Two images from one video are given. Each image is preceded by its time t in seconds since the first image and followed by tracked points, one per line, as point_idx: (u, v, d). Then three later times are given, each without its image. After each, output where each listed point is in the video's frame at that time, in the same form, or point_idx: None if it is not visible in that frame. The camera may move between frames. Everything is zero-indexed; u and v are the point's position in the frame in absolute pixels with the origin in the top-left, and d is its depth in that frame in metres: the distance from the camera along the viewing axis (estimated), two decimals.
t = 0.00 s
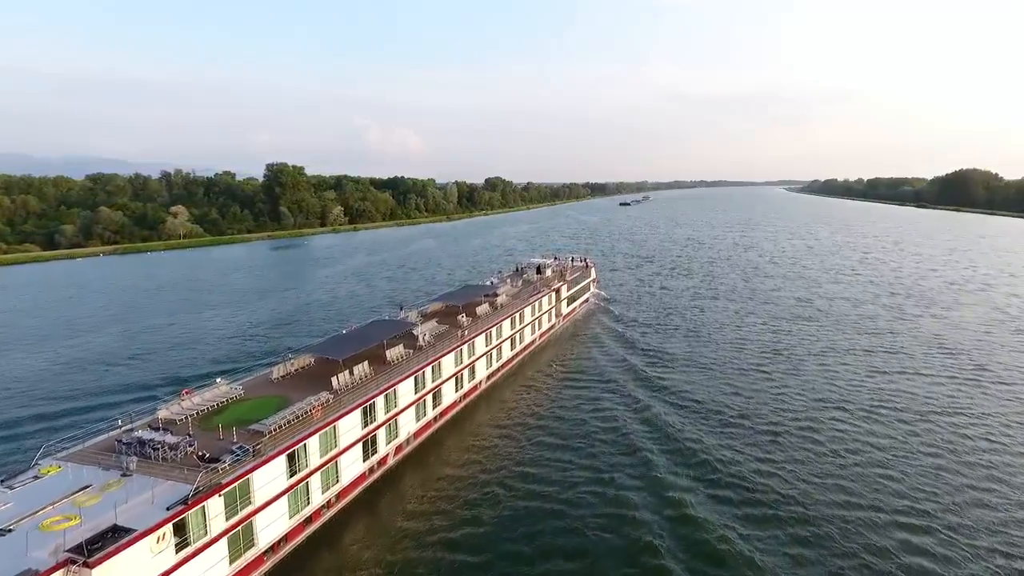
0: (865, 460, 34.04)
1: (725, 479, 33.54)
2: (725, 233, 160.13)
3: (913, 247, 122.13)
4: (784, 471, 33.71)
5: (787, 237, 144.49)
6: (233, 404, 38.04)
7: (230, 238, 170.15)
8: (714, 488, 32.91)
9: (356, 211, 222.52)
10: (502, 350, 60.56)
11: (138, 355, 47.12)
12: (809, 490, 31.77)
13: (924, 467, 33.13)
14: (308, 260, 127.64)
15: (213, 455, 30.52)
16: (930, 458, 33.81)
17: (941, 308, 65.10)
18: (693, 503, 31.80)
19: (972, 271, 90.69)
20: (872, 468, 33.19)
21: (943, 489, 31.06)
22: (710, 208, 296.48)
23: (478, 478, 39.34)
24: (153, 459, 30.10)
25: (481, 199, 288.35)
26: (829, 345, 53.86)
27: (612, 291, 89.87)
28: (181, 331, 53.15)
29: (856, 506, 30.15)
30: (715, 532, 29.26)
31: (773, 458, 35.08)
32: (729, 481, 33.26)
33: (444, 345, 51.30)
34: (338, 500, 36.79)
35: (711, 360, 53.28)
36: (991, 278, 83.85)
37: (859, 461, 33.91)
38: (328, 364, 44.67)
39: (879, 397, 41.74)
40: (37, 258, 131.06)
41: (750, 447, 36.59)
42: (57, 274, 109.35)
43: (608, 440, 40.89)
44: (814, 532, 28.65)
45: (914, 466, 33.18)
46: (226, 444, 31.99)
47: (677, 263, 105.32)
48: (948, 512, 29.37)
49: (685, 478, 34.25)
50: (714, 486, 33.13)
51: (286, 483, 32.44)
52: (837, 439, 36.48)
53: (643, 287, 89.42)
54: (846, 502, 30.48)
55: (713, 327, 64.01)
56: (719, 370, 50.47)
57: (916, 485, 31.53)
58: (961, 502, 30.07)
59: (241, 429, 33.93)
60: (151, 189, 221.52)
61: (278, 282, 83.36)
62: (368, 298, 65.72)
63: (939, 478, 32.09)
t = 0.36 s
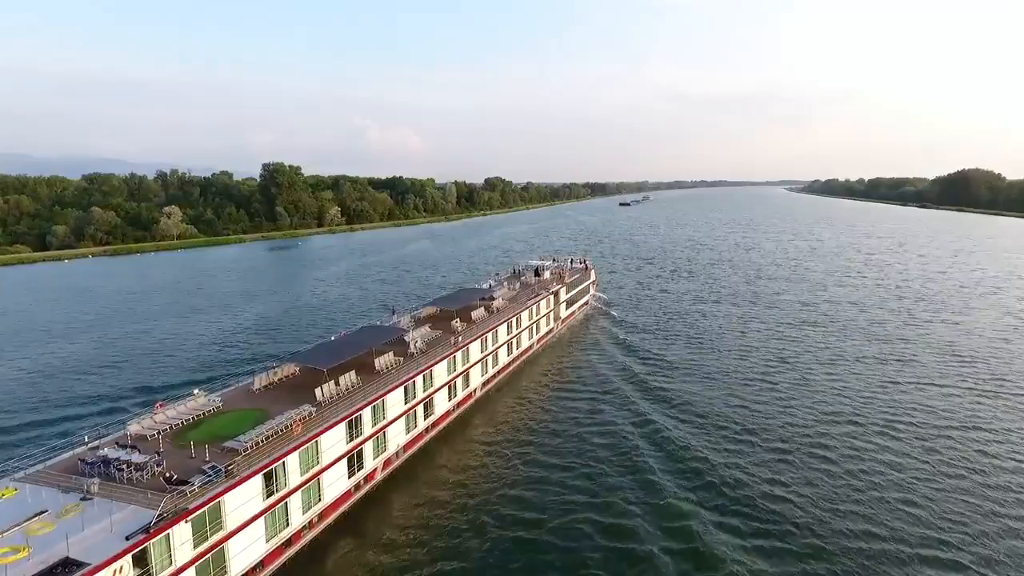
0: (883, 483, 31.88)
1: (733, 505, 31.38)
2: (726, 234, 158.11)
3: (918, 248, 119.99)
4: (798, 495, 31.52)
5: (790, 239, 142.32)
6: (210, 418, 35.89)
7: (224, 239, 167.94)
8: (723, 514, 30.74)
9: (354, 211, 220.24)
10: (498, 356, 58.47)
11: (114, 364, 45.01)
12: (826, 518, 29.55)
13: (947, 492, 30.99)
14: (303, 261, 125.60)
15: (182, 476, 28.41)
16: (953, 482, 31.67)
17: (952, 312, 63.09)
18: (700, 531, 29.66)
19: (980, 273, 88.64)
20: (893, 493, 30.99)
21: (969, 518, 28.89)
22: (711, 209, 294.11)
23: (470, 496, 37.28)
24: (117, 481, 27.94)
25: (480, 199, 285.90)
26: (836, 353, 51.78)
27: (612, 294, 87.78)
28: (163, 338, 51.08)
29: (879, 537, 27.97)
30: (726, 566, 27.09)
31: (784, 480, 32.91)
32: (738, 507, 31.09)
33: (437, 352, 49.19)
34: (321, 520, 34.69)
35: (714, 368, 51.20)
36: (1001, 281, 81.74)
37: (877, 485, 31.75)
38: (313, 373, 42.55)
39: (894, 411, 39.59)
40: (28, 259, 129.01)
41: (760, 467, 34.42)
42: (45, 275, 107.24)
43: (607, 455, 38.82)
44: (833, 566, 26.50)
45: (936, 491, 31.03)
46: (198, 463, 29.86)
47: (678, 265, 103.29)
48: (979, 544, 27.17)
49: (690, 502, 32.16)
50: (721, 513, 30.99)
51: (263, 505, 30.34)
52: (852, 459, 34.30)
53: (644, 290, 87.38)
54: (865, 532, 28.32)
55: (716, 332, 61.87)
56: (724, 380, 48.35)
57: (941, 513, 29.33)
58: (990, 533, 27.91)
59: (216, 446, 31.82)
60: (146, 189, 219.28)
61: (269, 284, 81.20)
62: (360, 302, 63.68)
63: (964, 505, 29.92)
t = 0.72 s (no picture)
0: (903, 511, 29.73)
1: (741, 536, 29.21)
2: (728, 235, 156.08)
3: (925, 250, 117.63)
4: (813, 524, 29.35)
5: (793, 240, 139.97)
6: (183, 434, 33.73)
7: (219, 240, 165.74)
8: (732, 546, 28.57)
9: (351, 212, 217.87)
10: (493, 363, 56.36)
11: (88, 374, 43.01)
12: (844, 551, 27.40)
13: (973, 521, 28.83)
14: (298, 262, 123.63)
15: (145, 502, 26.20)
16: (980, 509, 29.54)
17: (964, 318, 60.93)
18: (708, 565, 27.50)
19: (990, 276, 86.46)
20: (916, 522, 28.83)
21: (998, 552, 26.76)
22: (711, 210, 291.57)
23: (460, 517, 35.19)
24: (75, 506, 25.76)
25: (479, 199, 283.36)
26: (846, 360, 49.70)
27: (611, 297, 85.64)
28: (142, 345, 48.98)
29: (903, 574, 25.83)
30: None
31: (796, 506, 30.71)
32: (748, 538, 28.94)
33: (429, 360, 47.06)
34: (301, 542, 32.58)
35: (718, 378, 49.07)
36: (1012, 284, 79.43)
37: (899, 513, 29.59)
38: (296, 384, 40.37)
39: (911, 427, 37.45)
40: (17, 261, 126.98)
41: (771, 491, 32.23)
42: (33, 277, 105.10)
43: (606, 475, 36.68)
44: None
45: (962, 520, 28.86)
46: (165, 486, 27.72)
47: (679, 266, 101.20)
48: None
49: (695, 531, 30.00)
50: (729, 545, 28.84)
51: (236, 530, 28.17)
52: (868, 482, 32.13)
53: (645, 293, 85.26)
54: (887, 568, 26.18)
55: (719, 338, 59.73)
56: (729, 390, 46.14)
57: (970, 546, 27.16)
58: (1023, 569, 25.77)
59: (186, 465, 29.63)
60: (142, 190, 216.99)
61: (258, 286, 79.05)
62: (350, 306, 61.58)
63: (993, 536, 27.79)
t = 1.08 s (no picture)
0: (928, 543, 27.62)
1: (752, 569, 27.12)
2: (730, 236, 153.84)
3: (930, 251, 115.38)
4: (832, 558, 27.19)
5: (795, 241, 137.75)
6: (152, 452, 31.58)
7: (213, 240, 163.67)
8: None
9: (349, 212, 215.73)
10: (488, 370, 54.25)
11: (59, 385, 41.09)
12: None
13: (1006, 555, 26.66)
14: (292, 264, 121.56)
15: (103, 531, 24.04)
16: (1012, 542, 27.37)
17: (976, 324, 58.71)
18: None
19: (1000, 279, 84.22)
20: (945, 558, 26.63)
21: None
22: (711, 210, 289.40)
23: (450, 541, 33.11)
24: (25, 536, 23.64)
25: (478, 199, 281.08)
26: (857, 369, 47.47)
27: (611, 300, 83.51)
28: (119, 354, 46.93)
29: None
30: None
31: (812, 535, 28.56)
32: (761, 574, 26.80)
33: (419, 369, 44.87)
34: (279, 568, 30.47)
35: (723, 387, 46.87)
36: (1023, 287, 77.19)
37: (925, 546, 27.42)
38: (278, 396, 38.21)
39: (931, 446, 35.27)
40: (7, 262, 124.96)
41: (785, 519, 30.03)
42: (21, 278, 103.06)
43: (604, 498, 34.54)
44: None
45: (993, 555, 26.71)
46: (125, 512, 25.59)
47: (680, 268, 99.10)
48: None
49: (699, 565, 27.85)
50: None
51: (205, 559, 26.04)
52: (888, 508, 29.97)
53: (645, 295, 83.11)
54: None
55: (722, 344, 57.60)
56: (735, 400, 43.91)
57: None
58: None
59: (152, 488, 27.48)
60: (137, 190, 214.85)
61: (248, 289, 77.00)
62: (340, 311, 59.42)
63: None
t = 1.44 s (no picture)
0: None
1: None
2: (731, 236, 151.74)
3: (937, 253, 113.07)
4: None
5: (798, 242, 135.56)
6: (117, 472, 29.47)
7: (208, 242, 161.67)
8: None
9: (346, 213, 213.58)
10: (482, 378, 52.06)
11: (26, 397, 39.07)
12: None
13: None
14: (286, 266, 119.51)
15: (49, 566, 21.83)
16: None
17: (989, 330, 56.49)
18: None
19: (1010, 281, 82.01)
20: None
21: None
22: (712, 211, 287.06)
23: (436, 564, 30.84)
24: None
25: (477, 199, 278.99)
26: (869, 379, 45.27)
27: (611, 302, 81.36)
28: (93, 364, 44.84)
29: None
30: None
31: (832, 567, 26.34)
32: None
33: (409, 378, 42.71)
34: None
35: (728, 396, 44.67)
36: None
37: None
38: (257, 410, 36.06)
39: (955, 468, 33.00)
40: None
41: (800, 549, 27.73)
42: (8, 280, 101.04)
43: (601, 519, 32.30)
44: None
45: None
46: (78, 543, 23.47)
47: (681, 270, 97.02)
48: None
49: None
50: None
51: None
52: (913, 539, 27.79)
53: (646, 297, 80.93)
54: None
55: (726, 350, 55.39)
56: (742, 411, 41.64)
57: None
58: None
59: (111, 514, 25.35)
60: (132, 191, 212.79)
61: (237, 292, 74.98)
62: (328, 317, 57.28)
63: None
